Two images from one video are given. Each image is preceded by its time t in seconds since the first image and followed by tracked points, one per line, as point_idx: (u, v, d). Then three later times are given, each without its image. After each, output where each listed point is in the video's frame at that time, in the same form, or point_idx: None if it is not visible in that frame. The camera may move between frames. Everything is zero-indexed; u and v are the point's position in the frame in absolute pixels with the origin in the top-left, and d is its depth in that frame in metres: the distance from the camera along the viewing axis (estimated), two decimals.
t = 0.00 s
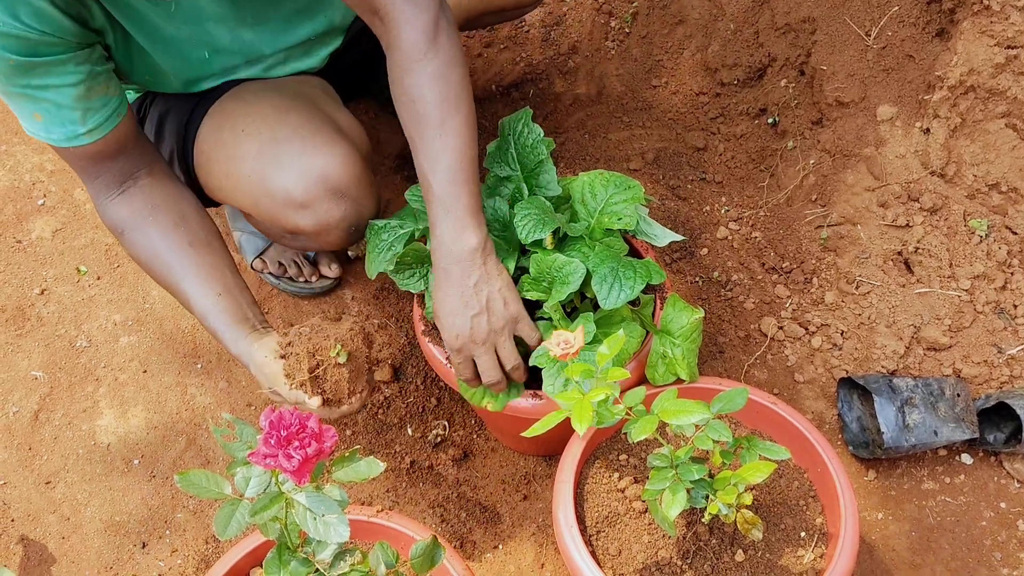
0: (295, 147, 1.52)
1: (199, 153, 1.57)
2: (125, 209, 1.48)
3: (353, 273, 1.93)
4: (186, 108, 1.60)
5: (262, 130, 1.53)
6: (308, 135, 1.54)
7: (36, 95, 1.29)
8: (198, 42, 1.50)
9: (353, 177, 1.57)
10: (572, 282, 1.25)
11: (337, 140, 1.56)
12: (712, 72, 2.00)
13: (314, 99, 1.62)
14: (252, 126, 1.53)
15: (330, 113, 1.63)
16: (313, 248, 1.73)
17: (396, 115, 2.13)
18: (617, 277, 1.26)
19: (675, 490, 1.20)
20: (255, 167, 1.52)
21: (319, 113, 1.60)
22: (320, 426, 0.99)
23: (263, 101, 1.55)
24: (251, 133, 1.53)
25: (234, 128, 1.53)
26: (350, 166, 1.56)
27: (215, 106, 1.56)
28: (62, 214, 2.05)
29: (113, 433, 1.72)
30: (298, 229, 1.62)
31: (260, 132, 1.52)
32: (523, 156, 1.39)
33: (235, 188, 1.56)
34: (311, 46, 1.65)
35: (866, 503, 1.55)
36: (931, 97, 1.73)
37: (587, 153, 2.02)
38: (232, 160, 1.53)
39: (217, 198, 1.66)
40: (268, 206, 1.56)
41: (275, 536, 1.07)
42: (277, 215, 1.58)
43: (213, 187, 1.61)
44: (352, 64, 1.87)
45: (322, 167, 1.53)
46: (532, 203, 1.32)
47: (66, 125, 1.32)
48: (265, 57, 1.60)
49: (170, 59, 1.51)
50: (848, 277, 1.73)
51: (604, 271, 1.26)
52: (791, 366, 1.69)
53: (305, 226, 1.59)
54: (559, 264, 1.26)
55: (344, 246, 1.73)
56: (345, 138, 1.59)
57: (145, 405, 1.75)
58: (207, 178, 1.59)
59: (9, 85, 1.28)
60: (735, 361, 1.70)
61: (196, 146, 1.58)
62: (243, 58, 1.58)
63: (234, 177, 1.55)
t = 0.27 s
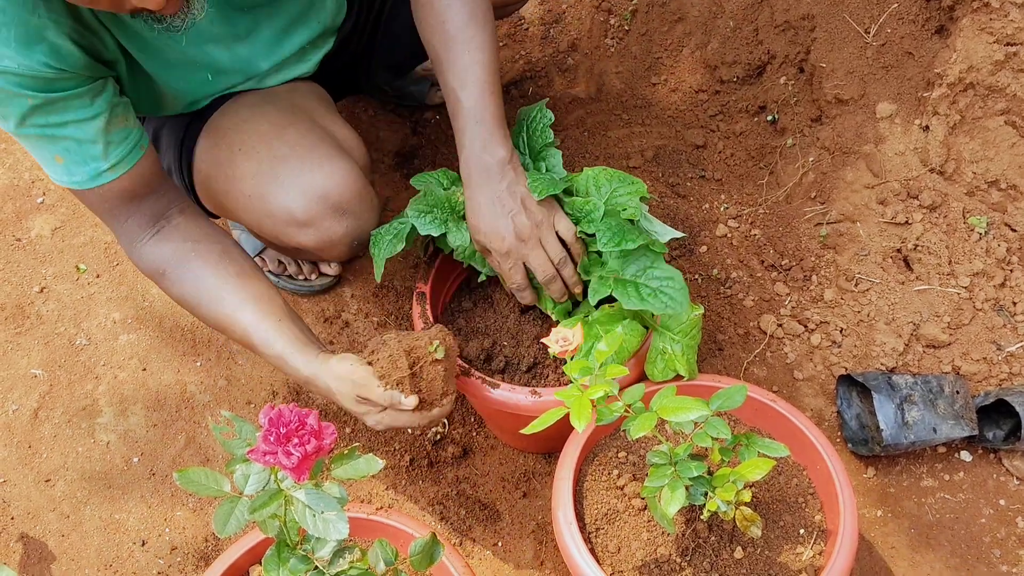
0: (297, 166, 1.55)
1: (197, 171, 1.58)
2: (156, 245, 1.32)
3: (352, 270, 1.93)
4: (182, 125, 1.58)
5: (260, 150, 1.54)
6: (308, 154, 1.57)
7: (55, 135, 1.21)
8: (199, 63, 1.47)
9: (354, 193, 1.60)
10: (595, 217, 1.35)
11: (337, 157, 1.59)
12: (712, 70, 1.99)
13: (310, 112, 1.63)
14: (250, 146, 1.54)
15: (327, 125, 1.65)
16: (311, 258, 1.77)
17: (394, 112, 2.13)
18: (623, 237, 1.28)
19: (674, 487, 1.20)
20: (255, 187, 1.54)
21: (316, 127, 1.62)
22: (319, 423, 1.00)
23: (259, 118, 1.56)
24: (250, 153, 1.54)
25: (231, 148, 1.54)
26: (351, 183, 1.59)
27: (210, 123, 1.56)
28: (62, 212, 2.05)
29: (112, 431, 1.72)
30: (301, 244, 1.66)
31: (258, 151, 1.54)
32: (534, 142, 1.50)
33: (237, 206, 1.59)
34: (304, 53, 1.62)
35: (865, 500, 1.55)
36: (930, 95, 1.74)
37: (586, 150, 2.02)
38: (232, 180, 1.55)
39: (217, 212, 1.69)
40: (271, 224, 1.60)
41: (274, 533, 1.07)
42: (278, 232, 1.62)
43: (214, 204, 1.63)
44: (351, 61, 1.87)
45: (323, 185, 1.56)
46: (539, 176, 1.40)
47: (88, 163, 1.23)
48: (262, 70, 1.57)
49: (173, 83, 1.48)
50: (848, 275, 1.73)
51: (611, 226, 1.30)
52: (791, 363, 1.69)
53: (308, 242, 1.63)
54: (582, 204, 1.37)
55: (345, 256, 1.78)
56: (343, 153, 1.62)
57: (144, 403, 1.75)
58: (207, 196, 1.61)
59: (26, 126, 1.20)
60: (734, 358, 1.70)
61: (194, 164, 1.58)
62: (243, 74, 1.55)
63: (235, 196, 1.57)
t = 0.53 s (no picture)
0: (304, 165, 1.55)
1: (204, 175, 1.58)
2: (192, 251, 1.27)
3: (351, 269, 1.93)
4: (185, 131, 1.59)
5: (267, 151, 1.55)
6: (314, 153, 1.57)
7: (73, 144, 1.19)
8: (203, 65, 1.47)
9: (362, 191, 1.60)
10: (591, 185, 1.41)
11: (343, 155, 1.60)
12: (711, 69, 1.99)
13: (311, 111, 1.64)
14: (256, 147, 1.55)
15: (331, 125, 1.66)
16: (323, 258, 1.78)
17: (393, 111, 2.13)
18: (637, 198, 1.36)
19: (673, 485, 1.20)
20: (264, 188, 1.55)
21: (320, 126, 1.62)
22: (318, 422, 1.00)
23: (264, 119, 1.56)
24: (256, 155, 1.55)
25: (238, 151, 1.54)
26: (359, 180, 1.59)
27: (214, 127, 1.57)
28: (61, 212, 2.05)
29: (112, 431, 1.72)
30: (312, 245, 1.66)
31: (265, 152, 1.55)
32: (530, 138, 1.50)
33: (248, 208, 1.59)
34: (302, 49, 1.63)
35: (864, 498, 1.56)
36: (928, 93, 1.74)
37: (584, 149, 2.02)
38: (241, 183, 1.55)
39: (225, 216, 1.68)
40: (282, 224, 1.60)
41: (273, 532, 1.08)
42: (290, 233, 1.62)
43: (224, 208, 1.63)
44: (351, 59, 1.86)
45: (332, 184, 1.56)
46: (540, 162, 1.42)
47: (109, 170, 1.20)
48: (263, 69, 1.57)
49: (179, 86, 1.48)
50: (846, 273, 1.74)
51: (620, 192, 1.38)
52: (790, 361, 1.69)
53: (320, 241, 1.63)
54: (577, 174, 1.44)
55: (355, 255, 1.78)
56: (349, 151, 1.63)
57: (144, 402, 1.75)
58: (216, 200, 1.61)
59: (43, 136, 1.17)
60: (733, 357, 1.71)
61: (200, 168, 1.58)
62: (245, 75, 1.56)
63: (245, 199, 1.57)
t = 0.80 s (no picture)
0: (306, 160, 1.54)
1: (206, 176, 1.58)
2: (186, 230, 1.31)
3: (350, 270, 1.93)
4: (185, 132, 1.58)
5: (268, 149, 1.55)
6: (316, 150, 1.56)
7: (75, 142, 1.19)
8: (203, 64, 1.48)
9: (365, 187, 1.57)
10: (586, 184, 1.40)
11: (344, 151, 1.58)
12: (709, 69, 2.00)
13: (313, 110, 1.63)
14: (256, 145, 1.55)
15: (334, 124, 1.66)
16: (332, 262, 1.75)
17: (392, 111, 2.13)
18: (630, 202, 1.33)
19: (671, 484, 1.21)
20: (265, 185, 1.54)
21: (322, 124, 1.61)
22: (317, 422, 1.00)
23: (264, 118, 1.56)
24: (257, 153, 1.54)
25: (239, 150, 1.55)
26: (361, 176, 1.57)
27: (215, 128, 1.57)
28: (61, 213, 2.05)
29: (112, 431, 1.72)
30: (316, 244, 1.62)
31: (266, 150, 1.55)
32: (525, 138, 1.50)
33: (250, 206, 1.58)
34: (301, 50, 1.63)
35: (862, 497, 1.56)
36: (926, 93, 1.74)
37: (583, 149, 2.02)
38: (243, 181, 1.55)
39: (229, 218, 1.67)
40: (284, 221, 1.57)
41: (272, 532, 1.08)
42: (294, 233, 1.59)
43: (227, 208, 1.62)
44: (350, 60, 1.87)
45: (334, 180, 1.54)
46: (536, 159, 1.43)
47: (111, 167, 1.21)
48: (263, 70, 1.58)
49: (178, 85, 1.49)
50: (845, 273, 1.74)
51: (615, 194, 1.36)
52: (788, 361, 1.69)
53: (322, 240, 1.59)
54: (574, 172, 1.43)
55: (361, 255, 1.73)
56: (350, 148, 1.61)
57: (144, 403, 1.76)
58: (220, 200, 1.61)
59: (45, 133, 1.17)
60: (732, 356, 1.71)
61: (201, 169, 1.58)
62: (245, 75, 1.56)
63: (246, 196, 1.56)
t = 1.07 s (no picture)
0: (302, 156, 1.55)
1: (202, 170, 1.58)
2: (229, 237, 1.25)
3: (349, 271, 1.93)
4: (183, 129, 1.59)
5: (265, 144, 1.55)
6: (312, 146, 1.56)
7: (92, 135, 1.15)
8: (201, 59, 1.49)
9: (361, 183, 1.58)
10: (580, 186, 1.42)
11: (341, 148, 1.59)
12: (707, 70, 2.00)
13: (310, 106, 1.63)
14: (253, 140, 1.55)
15: (330, 120, 1.66)
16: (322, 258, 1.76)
17: (391, 113, 2.13)
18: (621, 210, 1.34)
19: (669, 485, 1.21)
20: (262, 180, 1.54)
21: (318, 120, 1.62)
22: (316, 423, 1.00)
23: (261, 113, 1.56)
24: (254, 148, 1.54)
25: (236, 144, 1.54)
26: (357, 172, 1.58)
27: (211, 122, 1.57)
28: (59, 214, 2.05)
29: (110, 433, 1.72)
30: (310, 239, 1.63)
31: (263, 145, 1.55)
32: (521, 141, 1.50)
33: (245, 201, 1.58)
34: (299, 48, 1.64)
35: (860, 498, 1.56)
36: (923, 94, 1.74)
37: (581, 150, 2.02)
38: (239, 175, 1.55)
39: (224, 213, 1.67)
40: (279, 216, 1.58)
41: (271, 533, 1.08)
42: (288, 227, 1.60)
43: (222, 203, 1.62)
44: (349, 61, 1.87)
45: (331, 176, 1.55)
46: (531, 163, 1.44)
47: (131, 159, 1.17)
48: (261, 67, 1.58)
49: (177, 79, 1.50)
50: (843, 273, 1.74)
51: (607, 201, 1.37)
52: (786, 362, 1.70)
53: (317, 235, 1.60)
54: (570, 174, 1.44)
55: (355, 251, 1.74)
56: (347, 144, 1.62)
57: (142, 404, 1.76)
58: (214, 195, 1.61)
59: (61, 126, 1.13)
60: (730, 357, 1.71)
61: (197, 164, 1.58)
62: (244, 72, 1.57)
63: (242, 191, 1.56)
